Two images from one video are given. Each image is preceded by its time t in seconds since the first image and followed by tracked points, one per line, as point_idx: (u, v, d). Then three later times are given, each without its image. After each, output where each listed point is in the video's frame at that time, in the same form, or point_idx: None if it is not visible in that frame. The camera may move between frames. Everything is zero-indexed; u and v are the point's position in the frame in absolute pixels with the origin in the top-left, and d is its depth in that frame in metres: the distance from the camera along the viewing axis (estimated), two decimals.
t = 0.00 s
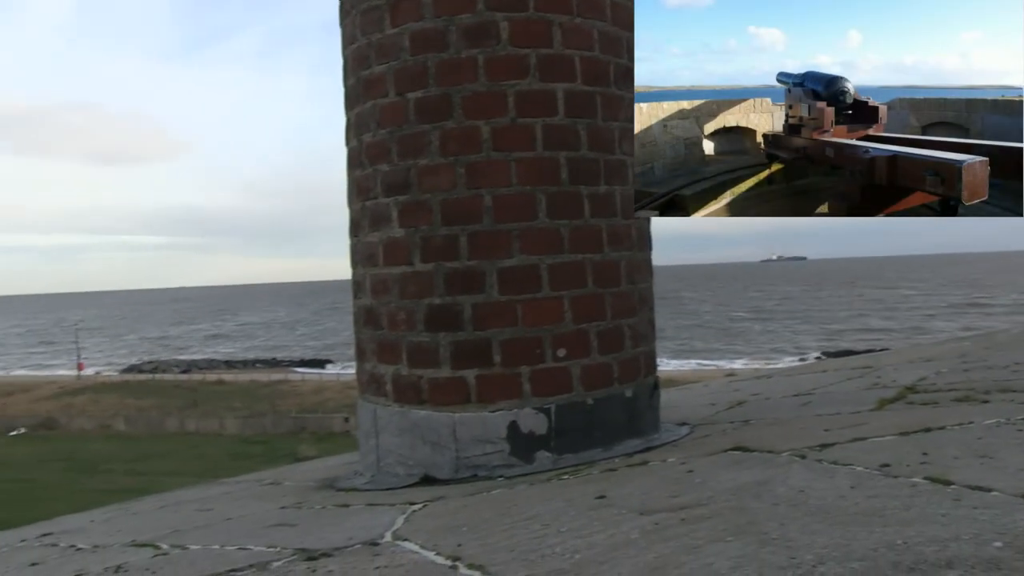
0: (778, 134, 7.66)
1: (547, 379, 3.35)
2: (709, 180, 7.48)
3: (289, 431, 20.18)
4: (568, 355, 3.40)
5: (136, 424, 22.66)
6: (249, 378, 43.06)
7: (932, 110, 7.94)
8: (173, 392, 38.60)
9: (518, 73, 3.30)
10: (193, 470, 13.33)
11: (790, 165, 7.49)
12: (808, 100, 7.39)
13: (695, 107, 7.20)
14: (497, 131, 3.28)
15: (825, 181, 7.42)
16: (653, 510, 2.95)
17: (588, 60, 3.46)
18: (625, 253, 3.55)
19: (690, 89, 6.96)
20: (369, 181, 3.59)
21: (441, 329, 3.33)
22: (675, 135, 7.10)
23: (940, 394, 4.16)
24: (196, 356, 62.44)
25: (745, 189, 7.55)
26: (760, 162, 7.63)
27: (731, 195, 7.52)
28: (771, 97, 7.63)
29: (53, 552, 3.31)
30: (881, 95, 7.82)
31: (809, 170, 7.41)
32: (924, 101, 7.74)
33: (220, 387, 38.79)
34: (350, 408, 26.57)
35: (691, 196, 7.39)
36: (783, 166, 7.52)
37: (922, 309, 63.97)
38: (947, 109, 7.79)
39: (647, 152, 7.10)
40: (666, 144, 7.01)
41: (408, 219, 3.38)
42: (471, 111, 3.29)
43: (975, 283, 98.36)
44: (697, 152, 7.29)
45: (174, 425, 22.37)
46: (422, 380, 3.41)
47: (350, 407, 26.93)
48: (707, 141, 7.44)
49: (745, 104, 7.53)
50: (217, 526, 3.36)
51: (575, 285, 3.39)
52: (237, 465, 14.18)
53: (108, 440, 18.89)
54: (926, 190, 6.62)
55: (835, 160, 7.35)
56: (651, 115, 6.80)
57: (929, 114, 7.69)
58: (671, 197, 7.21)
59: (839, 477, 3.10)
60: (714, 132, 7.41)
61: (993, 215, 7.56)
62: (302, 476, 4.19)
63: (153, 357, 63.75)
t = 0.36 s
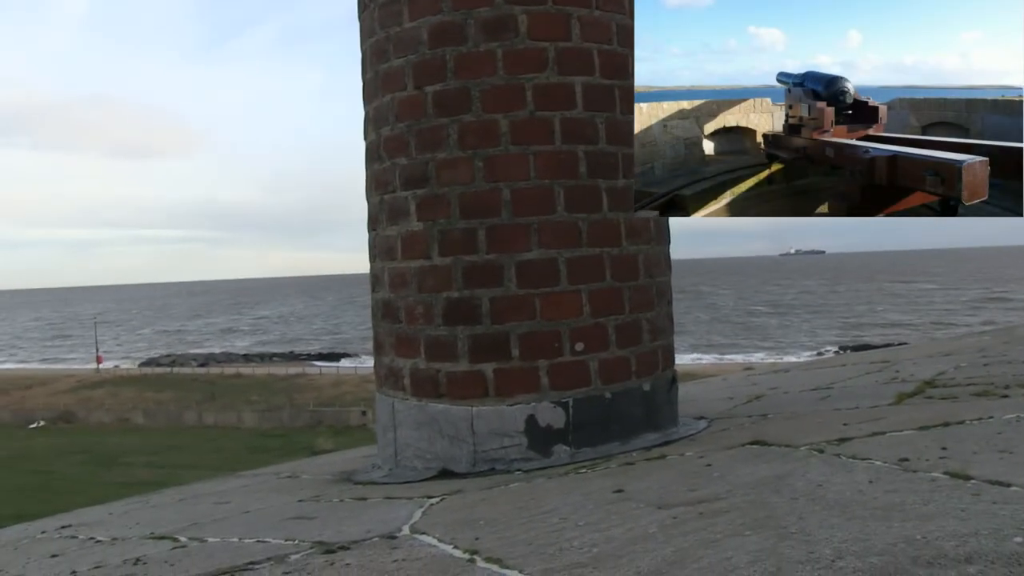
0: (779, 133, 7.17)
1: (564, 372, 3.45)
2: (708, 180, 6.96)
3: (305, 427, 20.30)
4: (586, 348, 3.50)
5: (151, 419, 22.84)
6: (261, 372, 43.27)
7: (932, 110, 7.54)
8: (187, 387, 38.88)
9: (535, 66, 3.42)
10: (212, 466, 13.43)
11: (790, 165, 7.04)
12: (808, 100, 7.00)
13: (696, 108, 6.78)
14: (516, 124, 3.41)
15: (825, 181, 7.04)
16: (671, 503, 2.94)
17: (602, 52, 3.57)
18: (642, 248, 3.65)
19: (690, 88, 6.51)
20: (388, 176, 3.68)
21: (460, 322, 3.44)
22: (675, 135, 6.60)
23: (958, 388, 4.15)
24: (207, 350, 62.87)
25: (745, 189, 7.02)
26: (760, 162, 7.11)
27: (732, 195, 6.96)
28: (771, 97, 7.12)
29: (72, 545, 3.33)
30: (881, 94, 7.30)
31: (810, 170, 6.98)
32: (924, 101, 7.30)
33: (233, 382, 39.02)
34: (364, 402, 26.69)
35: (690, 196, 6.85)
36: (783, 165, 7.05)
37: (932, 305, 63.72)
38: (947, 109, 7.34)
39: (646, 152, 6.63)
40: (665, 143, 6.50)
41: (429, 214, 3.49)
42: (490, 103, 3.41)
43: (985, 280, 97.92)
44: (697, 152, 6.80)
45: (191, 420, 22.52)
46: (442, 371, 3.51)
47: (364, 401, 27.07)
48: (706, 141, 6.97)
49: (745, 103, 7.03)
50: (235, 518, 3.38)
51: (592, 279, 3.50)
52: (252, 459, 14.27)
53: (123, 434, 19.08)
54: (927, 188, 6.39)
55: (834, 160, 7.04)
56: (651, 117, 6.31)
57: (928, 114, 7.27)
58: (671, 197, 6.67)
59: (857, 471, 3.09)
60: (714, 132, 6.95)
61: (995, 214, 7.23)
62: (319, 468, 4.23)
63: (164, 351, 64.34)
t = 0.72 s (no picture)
0: (778, 133, 7.20)
1: (565, 371, 3.45)
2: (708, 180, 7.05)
3: (307, 427, 20.29)
4: (586, 347, 3.50)
5: (153, 419, 22.85)
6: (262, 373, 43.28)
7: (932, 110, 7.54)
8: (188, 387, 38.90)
9: (536, 65, 3.43)
10: (214, 466, 13.43)
11: (790, 165, 7.07)
12: (808, 100, 7.02)
13: (695, 108, 6.80)
14: (516, 123, 3.41)
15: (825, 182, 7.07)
16: (671, 503, 2.93)
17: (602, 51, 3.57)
18: (643, 247, 3.65)
19: (690, 88, 6.56)
20: (388, 175, 3.69)
21: (460, 321, 3.44)
22: (675, 135, 6.65)
23: (961, 388, 4.15)
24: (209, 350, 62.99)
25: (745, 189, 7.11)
26: (760, 162, 7.14)
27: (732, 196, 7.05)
28: (771, 97, 7.15)
29: (74, 542, 3.34)
30: (881, 94, 7.33)
31: (809, 170, 6.99)
32: (924, 101, 7.35)
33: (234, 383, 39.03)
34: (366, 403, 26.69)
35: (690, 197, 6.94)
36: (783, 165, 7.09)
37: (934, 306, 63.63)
38: (947, 109, 7.39)
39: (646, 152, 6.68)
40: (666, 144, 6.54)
41: (428, 213, 3.49)
42: (490, 102, 3.41)
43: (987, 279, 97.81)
44: (697, 152, 6.83)
45: (192, 420, 22.54)
46: (442, 370, 3.52)
47: (369, 401, 27.18)
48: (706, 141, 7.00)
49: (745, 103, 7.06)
50: (235, 517, 3.39)
51: (592, 279, 3.51)
52: (258, 457, 14.37)
53: (130, 433, 19.23)
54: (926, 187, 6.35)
55: (834, 160, 7.02)
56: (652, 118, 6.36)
57: (929, 114, 7.30)
58: (671, 197, 6.75)
59: (858, 469, 3.09)
60: (714, 133, 6.99)
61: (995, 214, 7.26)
62: (319, 467, 4.23)
63: (167, 351, 64.55)
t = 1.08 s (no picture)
0: (778, 133, 6.98)
1: (576, 372, 3.45)
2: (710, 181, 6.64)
3: (319, 427, 20.37)
4: (597, 348, 3.50)
5: (167, 419, 22.95)
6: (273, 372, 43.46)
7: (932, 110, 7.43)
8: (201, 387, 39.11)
9: (547, 65, 3.43)
10: (227, 466, 13.48)
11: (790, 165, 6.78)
12: (808, 99, 6.80)
13: (696, 108, 6.56)
14: (527, 124, 3.42)
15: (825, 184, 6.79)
16: (684, 504, 2.93)
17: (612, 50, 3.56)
18: (655, 248, 3.64)
19: (691, 87, 6.45)
20: (400, 175, 3.71)
21: (472, 322, 3.45)
22: (677, 135, 6.40)
23: (976, 389, 4.12)
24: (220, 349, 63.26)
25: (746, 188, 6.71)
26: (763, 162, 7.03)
27: (731, 196, 6.75)
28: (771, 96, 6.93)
29: (87, 542, 3.35)
30: (881, 94, 7.09)
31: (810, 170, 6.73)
32: (923, 101, 7.16)
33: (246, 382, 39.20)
34: (378, 402, 26.79)
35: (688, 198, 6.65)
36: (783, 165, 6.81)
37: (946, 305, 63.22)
38: (948, 109, 7.27)
39: (646, 153, 6.42)
40: (668, 143, 6.27)
41: (440, 213, 3.50)
42: (502, 103, 3.42)
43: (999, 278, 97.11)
44: (699, 152, 6.57)
45: (205, 419, 22.66)
46: (453, 371, 3.53)
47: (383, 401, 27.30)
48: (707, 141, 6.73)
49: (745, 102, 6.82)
50: (247, 517, 3.39)
51: (604, 279, 3.50)
52: (270, 457, 14.42)
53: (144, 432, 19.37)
54: (925, 187, 6.17)
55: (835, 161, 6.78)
56: (652, 117, 6.10)
57: (929, 114, 7.17)
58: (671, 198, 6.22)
59: (872, 471, 3.08)
60: (714, 132, 6.72)
61: (996, 214, 7.16)
62: (329, 468, 4.23)
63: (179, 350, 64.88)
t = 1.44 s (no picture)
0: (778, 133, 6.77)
1: (597, 371, 3.46)
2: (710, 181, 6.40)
3: (336, 426, 20.46)
4: (618, 347, 3.50)
5: (186, 417, 23.09)
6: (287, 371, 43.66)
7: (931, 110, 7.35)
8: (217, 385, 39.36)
9: (568, 64, 3.44)
10: (247, 464, 13.55)
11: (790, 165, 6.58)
12: (807, 99, 6.65)
13: (696, 107, 6.34)
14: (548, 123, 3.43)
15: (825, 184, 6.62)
16: (705, 504, 2.92)
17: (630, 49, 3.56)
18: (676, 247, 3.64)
19: (692, 87, 6.27)
20: (420, 175, 3.72)
21: (493, 321, 3.46)
22: (677, 136, 6.15)
23: (999, 389, 4.11)
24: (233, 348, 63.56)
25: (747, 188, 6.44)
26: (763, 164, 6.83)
27: (731, 197, 6.50)
28: (771, 96, 6.75)
29: (111, 538, 3.38)
30: (881, 94, 6.99)
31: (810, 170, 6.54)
32: (924, 101, 7.09)
33: (260, 381, 39.37)
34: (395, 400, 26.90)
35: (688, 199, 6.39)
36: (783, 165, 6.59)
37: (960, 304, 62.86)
38: (948, 109, 7.19)
39: (645, 153, 6.16)
40: (668, 143, 6.02)
41: (461, 212, 3.51)
42: (523, 102, 3.43)
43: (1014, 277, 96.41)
44: (700, 152, 6.34)
45: (224, 417, 22.81)
46: (474, 370, 3.54)
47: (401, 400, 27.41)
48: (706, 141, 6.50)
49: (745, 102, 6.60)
50: (267, 516, 3.40)
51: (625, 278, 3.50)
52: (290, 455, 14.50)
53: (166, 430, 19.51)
54: (926, 187, 6.11)
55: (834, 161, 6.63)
56: (652, 117, 5.85)
57: (929, 114, 7.11)
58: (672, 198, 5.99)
59: (895, 472, 3.06)
60: (714, 132, 6.50)
61: (995, 214, 7.06)
62: (351, 467, 4.24)
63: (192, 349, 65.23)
